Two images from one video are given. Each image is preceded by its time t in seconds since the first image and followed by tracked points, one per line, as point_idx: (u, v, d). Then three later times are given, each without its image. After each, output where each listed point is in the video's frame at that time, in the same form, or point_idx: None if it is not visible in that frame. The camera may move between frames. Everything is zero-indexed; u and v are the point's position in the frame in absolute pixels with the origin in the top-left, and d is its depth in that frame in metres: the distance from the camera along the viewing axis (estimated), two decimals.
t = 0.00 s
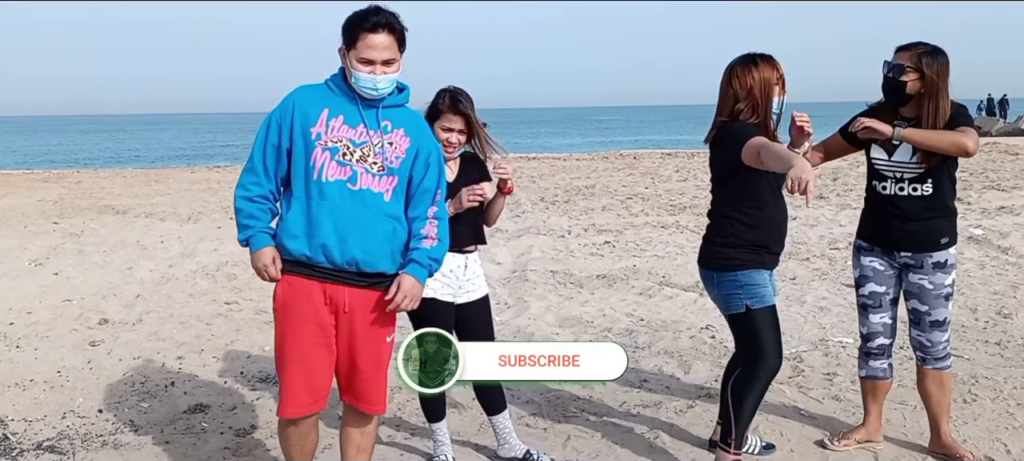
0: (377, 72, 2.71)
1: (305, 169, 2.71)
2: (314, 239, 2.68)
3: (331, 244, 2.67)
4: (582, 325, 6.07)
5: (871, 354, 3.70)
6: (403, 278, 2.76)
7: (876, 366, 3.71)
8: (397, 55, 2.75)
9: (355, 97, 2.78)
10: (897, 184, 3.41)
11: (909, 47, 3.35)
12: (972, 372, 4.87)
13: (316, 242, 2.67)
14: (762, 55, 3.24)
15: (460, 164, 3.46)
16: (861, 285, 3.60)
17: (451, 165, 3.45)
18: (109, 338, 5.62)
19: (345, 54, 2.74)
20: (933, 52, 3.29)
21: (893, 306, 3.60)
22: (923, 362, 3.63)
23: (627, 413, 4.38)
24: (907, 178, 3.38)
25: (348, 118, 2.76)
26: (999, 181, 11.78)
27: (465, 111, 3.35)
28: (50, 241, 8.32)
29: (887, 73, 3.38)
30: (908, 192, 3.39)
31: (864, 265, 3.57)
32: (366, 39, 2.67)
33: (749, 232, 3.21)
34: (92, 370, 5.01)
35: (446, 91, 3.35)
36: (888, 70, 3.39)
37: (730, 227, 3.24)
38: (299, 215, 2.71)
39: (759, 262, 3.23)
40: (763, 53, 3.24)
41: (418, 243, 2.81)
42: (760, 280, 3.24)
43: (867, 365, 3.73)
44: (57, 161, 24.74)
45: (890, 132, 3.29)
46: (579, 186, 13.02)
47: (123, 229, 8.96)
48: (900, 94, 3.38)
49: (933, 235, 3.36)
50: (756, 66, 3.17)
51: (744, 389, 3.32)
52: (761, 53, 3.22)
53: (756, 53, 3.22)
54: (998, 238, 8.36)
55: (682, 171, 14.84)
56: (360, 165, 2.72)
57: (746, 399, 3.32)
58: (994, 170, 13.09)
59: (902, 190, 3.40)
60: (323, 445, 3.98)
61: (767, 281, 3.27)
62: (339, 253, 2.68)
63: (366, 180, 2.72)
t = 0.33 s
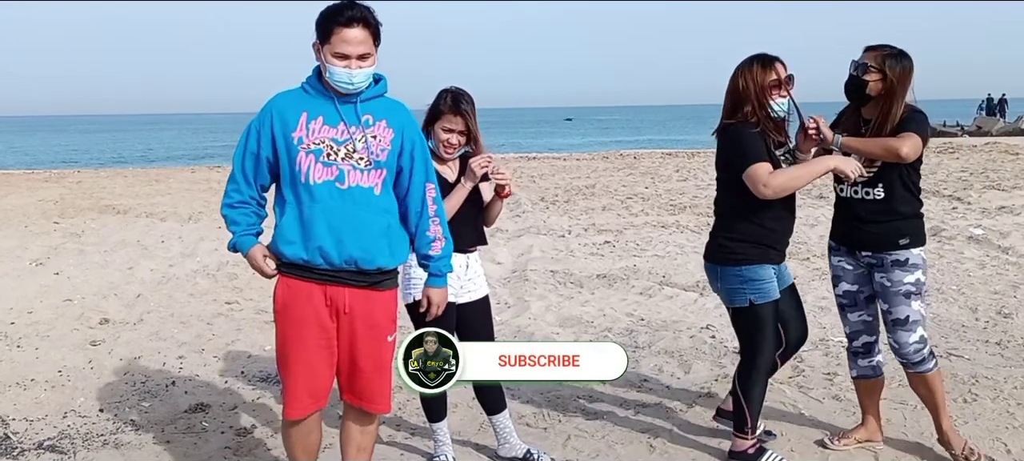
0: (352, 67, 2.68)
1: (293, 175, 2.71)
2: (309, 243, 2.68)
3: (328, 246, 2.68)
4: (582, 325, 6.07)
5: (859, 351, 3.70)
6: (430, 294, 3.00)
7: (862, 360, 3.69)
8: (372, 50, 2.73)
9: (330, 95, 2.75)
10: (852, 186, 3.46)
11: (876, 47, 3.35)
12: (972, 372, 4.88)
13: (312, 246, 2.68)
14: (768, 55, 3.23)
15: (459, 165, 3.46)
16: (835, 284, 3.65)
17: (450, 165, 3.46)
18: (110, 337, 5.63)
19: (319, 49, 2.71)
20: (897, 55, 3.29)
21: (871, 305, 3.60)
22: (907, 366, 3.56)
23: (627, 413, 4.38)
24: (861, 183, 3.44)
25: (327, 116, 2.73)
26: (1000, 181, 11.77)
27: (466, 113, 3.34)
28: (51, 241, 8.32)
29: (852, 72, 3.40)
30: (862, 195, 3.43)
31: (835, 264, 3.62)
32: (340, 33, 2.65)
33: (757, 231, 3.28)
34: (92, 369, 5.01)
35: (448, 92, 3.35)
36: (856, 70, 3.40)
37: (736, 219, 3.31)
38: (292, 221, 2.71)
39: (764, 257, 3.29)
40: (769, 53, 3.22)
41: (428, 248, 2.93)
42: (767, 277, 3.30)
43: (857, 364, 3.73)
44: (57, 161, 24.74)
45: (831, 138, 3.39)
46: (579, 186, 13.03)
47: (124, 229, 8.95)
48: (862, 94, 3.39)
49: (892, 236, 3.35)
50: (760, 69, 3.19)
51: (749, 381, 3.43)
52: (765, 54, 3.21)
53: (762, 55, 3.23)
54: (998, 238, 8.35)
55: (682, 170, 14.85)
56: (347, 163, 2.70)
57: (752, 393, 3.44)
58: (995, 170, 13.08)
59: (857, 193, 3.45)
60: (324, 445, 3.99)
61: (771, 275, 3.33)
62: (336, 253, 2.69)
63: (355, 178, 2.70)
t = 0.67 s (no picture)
0: (326, 69, 2.67)
1: (287, 194, 2.69)
2: (313, 259, 2.70)
3: (335, 258, 2.70)
4: (585, 325, 6.07)
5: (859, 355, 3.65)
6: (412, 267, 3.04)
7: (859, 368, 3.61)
8: (345, 51, 2.73)
9: (307, 105, 2.73)
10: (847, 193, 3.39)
11: (850, 54, 3.32)
12: (975, 372, 4.88)
13: (318, 261, 2.70)
14: (760, 57, 3.35)
15: (466, 165, 3.50)
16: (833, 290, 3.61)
17: (456, 165, 3.48)
18: (112, 338, 5.63)
19: (289, 52, 2.69)
20: (875, 57, 3.24)
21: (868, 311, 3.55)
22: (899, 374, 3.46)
23: (629, 413, 4.38)
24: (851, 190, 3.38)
25: (311, 129, 2.70)
26: (1003, 181, 11.75)
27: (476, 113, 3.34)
28: (54, 241, 8.33)
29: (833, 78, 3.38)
30: (855, 202, 3.36)
31: (830, 270, 3.58)
32: (313, 35, 2.64)
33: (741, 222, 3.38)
34: (95, 369, 5.01)
35: (459, 93, 3.35)
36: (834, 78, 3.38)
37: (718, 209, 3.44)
38: (292, 239, 2.70)
39: (743, 249, 3.38)
40: (760, 55, 3.34)
41: (407, 229, 3.02)
42: (746, 268, 3.38)
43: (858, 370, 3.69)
44: (60, 161, 24.75)
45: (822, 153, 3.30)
46: (581, 186, 13.04)
47: (127, 229, 8.97)
48: (842, 100, 3.36)
49: (884, 242, 3.30)
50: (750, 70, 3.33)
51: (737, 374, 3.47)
52: (752, 56, 3.35)
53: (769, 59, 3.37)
54: (1001, 238, 8.35)
55: (685, 171, 14.85)
56: (341, 173, 2.71)
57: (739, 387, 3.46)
58: (998, 170, 13.06)
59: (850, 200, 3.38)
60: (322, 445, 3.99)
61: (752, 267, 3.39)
62: (343, 263, 2.72)
63: (351, 184, 2.73)
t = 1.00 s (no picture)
0: (344, 73, 2.68)
1: (303, 191, 2.71)
2: (329, 257, 2.73)
3: (351, 256, 2.74)
4: (586, 325, 6.07)
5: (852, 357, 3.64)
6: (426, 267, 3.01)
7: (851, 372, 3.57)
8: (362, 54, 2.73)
9: (326, 104, 2.75)
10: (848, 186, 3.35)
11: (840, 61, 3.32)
12: (977, 372, 4.87)
13: (334, 259, 2.73)
14: (745, 58, 3.42)
15: (472, 165, 3.50)
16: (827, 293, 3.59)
17: (463, 165, 3.48)
18: (114, 338, 5.63)
19: (308, 57, 2.71)
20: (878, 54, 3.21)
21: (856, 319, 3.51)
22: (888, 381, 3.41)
23: (631, 413, 4.38)
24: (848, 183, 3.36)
25: (329, 127, 2.73)
26: (1004, 181, 11.75)
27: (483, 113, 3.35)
28: (56, 241, 8.34)
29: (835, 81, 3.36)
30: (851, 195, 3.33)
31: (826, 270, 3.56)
32: (331, 39, 2.65)
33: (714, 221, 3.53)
34: (96, 369, 5.01)
35: (466, 95, 3.35)
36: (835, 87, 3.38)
37: (701, 205, 3.61)
38: (308, 237, 2.73)
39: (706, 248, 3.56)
40: (745, 56, 3.42)
41: (421, 228, 2.99)
42: (706, 265, 3.55)
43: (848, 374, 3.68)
44: (62, 161, 24.77)
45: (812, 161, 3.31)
46: (582, 186, 13.04)
47: (129, 229, 8.98)
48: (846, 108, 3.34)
49: (864, 246, 3.26)
50: (729, 71, 3.43)
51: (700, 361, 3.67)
52: (738, 57, 3.43)
53: (755, 60, 3.42)
54: (1003, 238, 8.34)
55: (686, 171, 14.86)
56: (358, 171, 2.75)
57: (703, 371, 3.65)
58: (1000, 170, 13.05)
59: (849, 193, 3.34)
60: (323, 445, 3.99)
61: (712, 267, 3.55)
62: (359, 261, 2.75)
63: (368, 183, 2.77)
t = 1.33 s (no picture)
0: (425, 72, 2.79)
1: (365, 178, 2.82)
2: (379, 246, 2.81)
3: (396, 250, 2.82)
4: (586, 325, 6.07)
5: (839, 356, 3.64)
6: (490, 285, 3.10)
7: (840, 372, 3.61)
8: (445, 54, 2.83)
9: (405, 100, 2.87)
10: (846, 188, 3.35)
11: (853, 54, 3.31)
12: (977, 372, 4.87)
13: (382, 249, 2.81)
14: (745, 56, 3.43)
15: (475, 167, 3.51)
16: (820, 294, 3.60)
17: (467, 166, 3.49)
18: (114, 338, 5.63)
19: (394, 56, 2.83)
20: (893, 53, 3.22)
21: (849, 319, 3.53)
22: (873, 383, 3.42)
23: (631, 413, 4.38)
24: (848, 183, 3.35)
25: (402, 122, 2.85)
26: (1004, 181, 11.75)
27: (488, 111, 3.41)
28: (55, 241, 8.34)
29: (847, 74, 3.34)
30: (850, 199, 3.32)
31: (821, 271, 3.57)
32: (413, 39, 2.76)
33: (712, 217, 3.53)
34: (97, 369, 5.02)
35: (472, 92, 3.40)
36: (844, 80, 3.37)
37: (700, 203, 3.61)
38: (362, 224, 2.82)
39: (706, 246, 3.55)
40: (745, 54, 3.42)
41: (486, 245, 3.07)
42: (702, 262, 3.55)
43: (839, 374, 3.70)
44: (62, 161, 24.76)
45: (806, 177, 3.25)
46: (582, 186, 13.04)
47: (128, 229, 8.98)
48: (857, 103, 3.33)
49: (864, 246, 3.26)
50: (729, 70, 3.45)
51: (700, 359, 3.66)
52: (738, 55, 3.44)
53: (755, 58, 3.42)
54: (1003, 238, 8.34)
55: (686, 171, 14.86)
56: (420, 171, 2.84)
57: (701, 369, 3.66)
58: (1000, 170, 13.04)
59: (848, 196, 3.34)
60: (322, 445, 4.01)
61: (710, 263, 3.54)
62: (401, 257, 2.83)
63: (426, 184, 2.85)
